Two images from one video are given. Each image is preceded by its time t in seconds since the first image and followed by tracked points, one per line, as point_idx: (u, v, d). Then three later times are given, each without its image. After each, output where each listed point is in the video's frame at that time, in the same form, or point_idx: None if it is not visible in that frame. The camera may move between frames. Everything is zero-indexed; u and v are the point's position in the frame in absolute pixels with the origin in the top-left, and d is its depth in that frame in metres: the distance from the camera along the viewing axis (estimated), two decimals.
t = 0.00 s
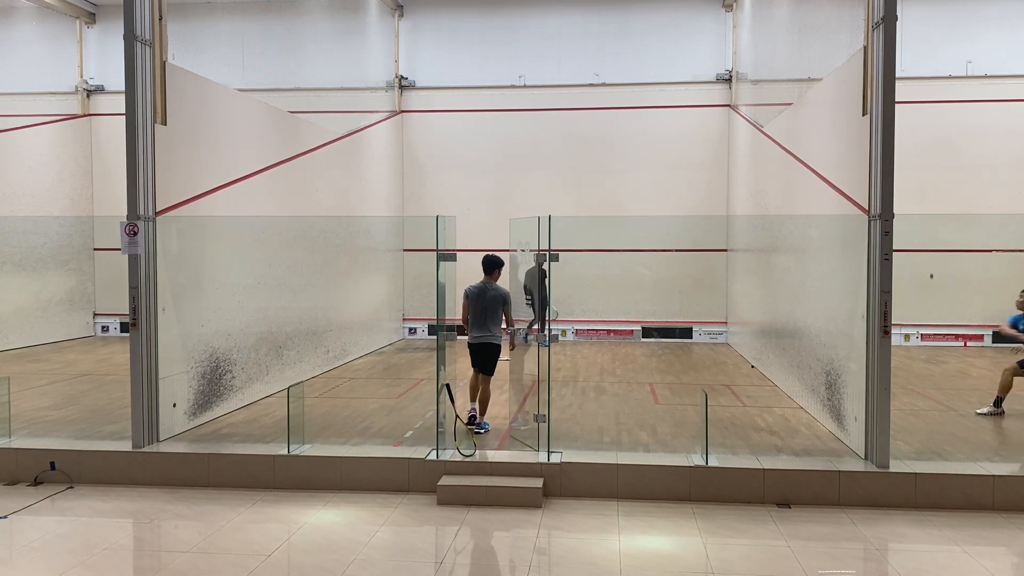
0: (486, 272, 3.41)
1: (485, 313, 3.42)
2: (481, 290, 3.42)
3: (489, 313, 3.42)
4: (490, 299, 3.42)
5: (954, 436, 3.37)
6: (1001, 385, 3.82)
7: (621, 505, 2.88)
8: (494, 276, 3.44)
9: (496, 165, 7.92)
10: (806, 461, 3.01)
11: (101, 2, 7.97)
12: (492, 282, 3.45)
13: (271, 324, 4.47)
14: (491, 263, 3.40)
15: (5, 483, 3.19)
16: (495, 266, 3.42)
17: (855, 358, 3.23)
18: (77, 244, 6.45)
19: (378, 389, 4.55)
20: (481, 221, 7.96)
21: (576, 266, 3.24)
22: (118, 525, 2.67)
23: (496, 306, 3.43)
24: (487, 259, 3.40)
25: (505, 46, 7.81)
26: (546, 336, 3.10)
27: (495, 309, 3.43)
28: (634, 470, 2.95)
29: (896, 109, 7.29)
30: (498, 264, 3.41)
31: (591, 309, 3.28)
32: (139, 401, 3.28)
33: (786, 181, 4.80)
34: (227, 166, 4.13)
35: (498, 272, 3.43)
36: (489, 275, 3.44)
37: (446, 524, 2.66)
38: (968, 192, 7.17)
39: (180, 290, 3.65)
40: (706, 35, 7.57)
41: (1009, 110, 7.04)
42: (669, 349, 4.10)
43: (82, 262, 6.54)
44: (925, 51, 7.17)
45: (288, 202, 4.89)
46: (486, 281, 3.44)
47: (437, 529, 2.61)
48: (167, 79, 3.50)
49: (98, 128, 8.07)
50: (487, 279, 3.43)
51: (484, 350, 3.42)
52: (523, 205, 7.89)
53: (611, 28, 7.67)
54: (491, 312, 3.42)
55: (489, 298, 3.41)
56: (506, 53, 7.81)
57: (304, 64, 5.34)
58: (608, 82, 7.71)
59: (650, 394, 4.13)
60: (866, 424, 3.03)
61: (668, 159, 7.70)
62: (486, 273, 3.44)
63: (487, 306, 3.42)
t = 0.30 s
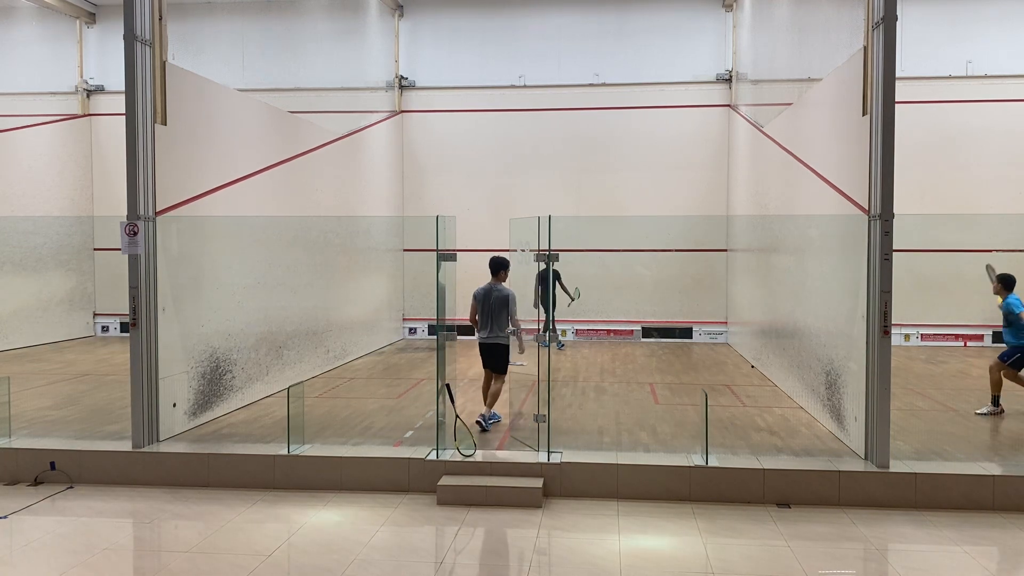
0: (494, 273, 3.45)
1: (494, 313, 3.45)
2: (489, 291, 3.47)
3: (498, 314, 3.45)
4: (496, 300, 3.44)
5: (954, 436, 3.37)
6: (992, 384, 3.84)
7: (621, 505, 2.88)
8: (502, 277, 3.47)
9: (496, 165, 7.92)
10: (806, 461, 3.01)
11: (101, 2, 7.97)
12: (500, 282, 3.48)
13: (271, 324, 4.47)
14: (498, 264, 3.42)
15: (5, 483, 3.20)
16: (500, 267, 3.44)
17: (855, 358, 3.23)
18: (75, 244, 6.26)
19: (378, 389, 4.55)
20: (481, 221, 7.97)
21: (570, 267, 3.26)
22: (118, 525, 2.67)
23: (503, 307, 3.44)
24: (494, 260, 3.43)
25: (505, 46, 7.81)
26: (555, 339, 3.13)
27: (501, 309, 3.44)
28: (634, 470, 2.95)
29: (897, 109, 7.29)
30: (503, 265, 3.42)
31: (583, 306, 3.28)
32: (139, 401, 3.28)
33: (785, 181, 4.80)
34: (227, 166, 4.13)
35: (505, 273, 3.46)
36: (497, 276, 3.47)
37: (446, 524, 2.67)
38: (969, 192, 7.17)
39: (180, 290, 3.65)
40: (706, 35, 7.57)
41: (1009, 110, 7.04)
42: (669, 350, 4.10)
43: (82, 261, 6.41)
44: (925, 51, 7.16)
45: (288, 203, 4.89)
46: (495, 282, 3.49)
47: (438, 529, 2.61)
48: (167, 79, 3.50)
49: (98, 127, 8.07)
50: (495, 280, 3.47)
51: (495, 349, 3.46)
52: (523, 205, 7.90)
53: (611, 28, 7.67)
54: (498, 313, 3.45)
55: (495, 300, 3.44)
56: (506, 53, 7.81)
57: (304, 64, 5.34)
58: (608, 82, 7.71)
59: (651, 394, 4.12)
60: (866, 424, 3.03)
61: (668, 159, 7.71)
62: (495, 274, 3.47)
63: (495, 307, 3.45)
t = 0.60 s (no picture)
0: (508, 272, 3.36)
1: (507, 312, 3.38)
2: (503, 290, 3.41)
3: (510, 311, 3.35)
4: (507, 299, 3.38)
5: (954, 436, 3.37)
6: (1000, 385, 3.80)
7: (621, 505, 2.88)
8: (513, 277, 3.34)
9: (495, 165, 7.93)
10: (806, 461, 3.01)
11: (101, 2, 7.97)
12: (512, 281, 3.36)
13: (271, 323, 4.47)
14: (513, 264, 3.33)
15: (6, 483, 3.20)
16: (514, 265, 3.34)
17: (855, 358, 3.23)
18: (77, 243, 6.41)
19: (378, 389, 4.54)
20: (481, 221, 7.97)
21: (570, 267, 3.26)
22: (118, 525, 2.67)
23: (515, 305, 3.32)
24: (506, 259, 3.37)
25: (505, 46, 7.81)
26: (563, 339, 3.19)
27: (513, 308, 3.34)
28: (634, 470, 2.95)
29: (897, 109, 7.29)
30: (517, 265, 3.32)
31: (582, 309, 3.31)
32: (139, 401, 3.28)
33: (786, 181, 4.80)
34: (227, 166, 4.13)
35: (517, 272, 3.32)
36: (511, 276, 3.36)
37: (446, 524, 2.67)
38: (969, 192, 7.17)
39: (180, 290, 3.65)
40: (706, 35, 7.57)
41: (1009, 110, 7.04)
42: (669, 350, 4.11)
43: (82, 262, 6.52)
44: (925, 51, 7.17)
45: (288, 203, 4.89)
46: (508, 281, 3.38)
47: (438, 529, 2.61)
48: (167, 79, 3.50)
49: (98, 128, 8.08)
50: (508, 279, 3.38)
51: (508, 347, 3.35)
52: (523, 205, 7.90)
53: (611, 28, 7.67)
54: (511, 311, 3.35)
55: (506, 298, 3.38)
56: (506, 53, 7.81)
57: (304, 64, 5.34)
58: (608, 82, 7.71)
59: (650, 394, 4.11)
60: (866, 423, 3.03)
61: (668, 159, 7.71)
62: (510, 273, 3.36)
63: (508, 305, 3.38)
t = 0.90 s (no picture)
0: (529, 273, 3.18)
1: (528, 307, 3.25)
2: (524, 285, 3.24)
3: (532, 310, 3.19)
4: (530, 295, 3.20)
5: (954, 436, 3.37)
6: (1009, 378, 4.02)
7: (621, 505, 2.88)
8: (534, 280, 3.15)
9: (495, 165, 7.93)
10: (806, 461, 3.01)
11: (101, 2, 7.97)
12: (533, 281, 3.18)
13: (271, 323, 4.47)
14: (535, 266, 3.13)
15: (6, 483, 3.20)
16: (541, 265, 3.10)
17: (855, 358, 3.23)
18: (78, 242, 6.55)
19: (378, 389, 4.54)
20: (481, 221, 7.97)
21: (574, 266, 3.26)
22: (118, 525, 2.67)
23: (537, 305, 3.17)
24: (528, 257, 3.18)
25: (505, 46, 7.81)
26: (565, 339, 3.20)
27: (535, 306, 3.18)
28: (634, 470, 2.95)
29: (897, 109, 7.29)
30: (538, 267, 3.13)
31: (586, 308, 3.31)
32: (139, 401, 3.28)
33: (786, 181, 4.80)
34: (227, 166, 4.13)
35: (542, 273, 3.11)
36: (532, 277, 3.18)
37: (446, 524, 2.67)
38: (968, 191, 7.17)
39: (180, 290, 3.65)
40: (706, 35, 7.57)
41: (1009, 110, 7.03)
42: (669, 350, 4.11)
43: (82, 261, 6.55)
44: (925, 51, 7.17)
45: (288, 203, 4.89)
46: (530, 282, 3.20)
47: (438, 529, 2.61)
48: (167, 79, 3.50)
49: (98, 127, 8.07)
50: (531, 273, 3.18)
51: (523, 344, 3.28)
52: (523, 205, 7.89)
53: (611, 28, 7.67)
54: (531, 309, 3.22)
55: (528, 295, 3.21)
56: (506, 53, 7.81)
57: (304, 65, 5.34)
58: (607, 82, 7.71)
59: (650, 394, 4.10)
60: (866, 423, 3.04)
61: (668, 159, 7.70)
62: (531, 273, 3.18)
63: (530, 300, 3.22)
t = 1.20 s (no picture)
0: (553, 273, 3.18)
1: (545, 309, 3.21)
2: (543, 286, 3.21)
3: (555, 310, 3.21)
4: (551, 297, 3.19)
5: (954, 436, 3.37)
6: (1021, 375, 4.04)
7: (621, 505, 2.88)
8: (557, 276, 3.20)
9: (495, 165, 7.93)
10: (806, 461, 3.01)
11: (101, 2, 7.96)
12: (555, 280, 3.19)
13: (271, 323, 4.47)
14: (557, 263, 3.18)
15: (6, 483, 3.20)
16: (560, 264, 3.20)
17: (855, 358, 3.23)
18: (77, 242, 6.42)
19: (378, 389, 4.53)
20: (481, 221, 7.97)
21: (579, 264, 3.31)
22: (118, 525, 2.68)
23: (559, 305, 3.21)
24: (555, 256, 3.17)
25: (505, 46, 7.81)
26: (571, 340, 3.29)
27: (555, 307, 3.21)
28: (634, 470, 2.95)
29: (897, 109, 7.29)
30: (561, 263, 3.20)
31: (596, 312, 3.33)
32: (139, 401, 3.28)
33: (786, 181, 4.80)
34: (227, 166, 4.13)
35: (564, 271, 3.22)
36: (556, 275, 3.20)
37: (446, 524, 2.67)
38: (968, 191, 7.17)
39: (180, 290, 3.65)
40: (706, 35, 7.57)
41: (1010, 110, 7.03)
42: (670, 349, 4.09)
43: (82, 261, 6.52)
44: (925, 50, 7.17)
45: (288, 204, 4.89)
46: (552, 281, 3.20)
47: (438, 529, 2.61)
48: (167, 79, 3.50)
49: (97, 127, 8.07)
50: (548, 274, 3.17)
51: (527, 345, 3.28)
52: (524, 205, 7.90)
53: (611, 28, 7.67)
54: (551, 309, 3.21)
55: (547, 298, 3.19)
56: (506, 53, 7.82)
57: (304, 65, 5.35)
58: (607, 82, 7.71)
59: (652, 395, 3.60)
60: (866, 423, 3.03)
61: (668, 158, 7.70)
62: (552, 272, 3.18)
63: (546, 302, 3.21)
